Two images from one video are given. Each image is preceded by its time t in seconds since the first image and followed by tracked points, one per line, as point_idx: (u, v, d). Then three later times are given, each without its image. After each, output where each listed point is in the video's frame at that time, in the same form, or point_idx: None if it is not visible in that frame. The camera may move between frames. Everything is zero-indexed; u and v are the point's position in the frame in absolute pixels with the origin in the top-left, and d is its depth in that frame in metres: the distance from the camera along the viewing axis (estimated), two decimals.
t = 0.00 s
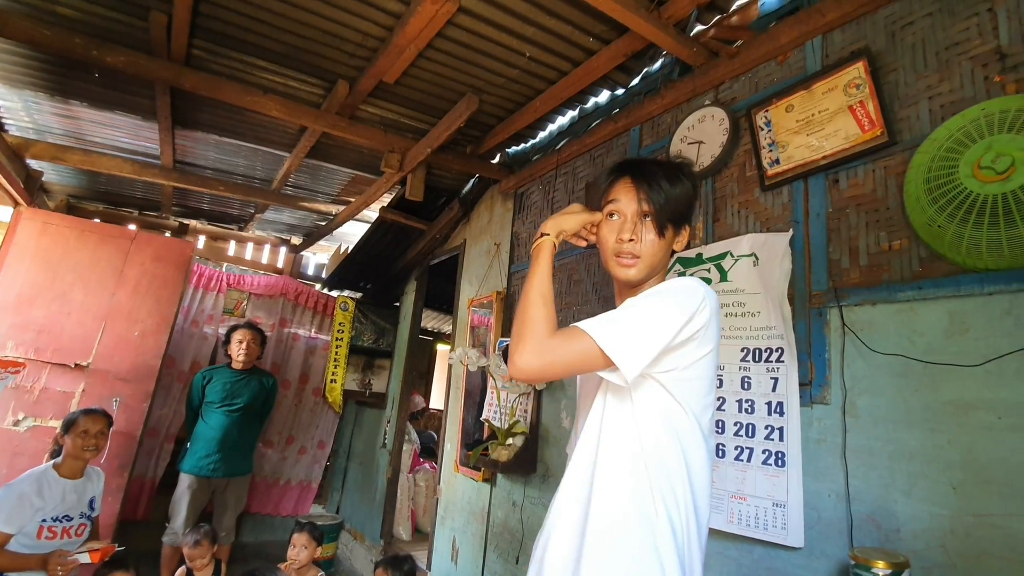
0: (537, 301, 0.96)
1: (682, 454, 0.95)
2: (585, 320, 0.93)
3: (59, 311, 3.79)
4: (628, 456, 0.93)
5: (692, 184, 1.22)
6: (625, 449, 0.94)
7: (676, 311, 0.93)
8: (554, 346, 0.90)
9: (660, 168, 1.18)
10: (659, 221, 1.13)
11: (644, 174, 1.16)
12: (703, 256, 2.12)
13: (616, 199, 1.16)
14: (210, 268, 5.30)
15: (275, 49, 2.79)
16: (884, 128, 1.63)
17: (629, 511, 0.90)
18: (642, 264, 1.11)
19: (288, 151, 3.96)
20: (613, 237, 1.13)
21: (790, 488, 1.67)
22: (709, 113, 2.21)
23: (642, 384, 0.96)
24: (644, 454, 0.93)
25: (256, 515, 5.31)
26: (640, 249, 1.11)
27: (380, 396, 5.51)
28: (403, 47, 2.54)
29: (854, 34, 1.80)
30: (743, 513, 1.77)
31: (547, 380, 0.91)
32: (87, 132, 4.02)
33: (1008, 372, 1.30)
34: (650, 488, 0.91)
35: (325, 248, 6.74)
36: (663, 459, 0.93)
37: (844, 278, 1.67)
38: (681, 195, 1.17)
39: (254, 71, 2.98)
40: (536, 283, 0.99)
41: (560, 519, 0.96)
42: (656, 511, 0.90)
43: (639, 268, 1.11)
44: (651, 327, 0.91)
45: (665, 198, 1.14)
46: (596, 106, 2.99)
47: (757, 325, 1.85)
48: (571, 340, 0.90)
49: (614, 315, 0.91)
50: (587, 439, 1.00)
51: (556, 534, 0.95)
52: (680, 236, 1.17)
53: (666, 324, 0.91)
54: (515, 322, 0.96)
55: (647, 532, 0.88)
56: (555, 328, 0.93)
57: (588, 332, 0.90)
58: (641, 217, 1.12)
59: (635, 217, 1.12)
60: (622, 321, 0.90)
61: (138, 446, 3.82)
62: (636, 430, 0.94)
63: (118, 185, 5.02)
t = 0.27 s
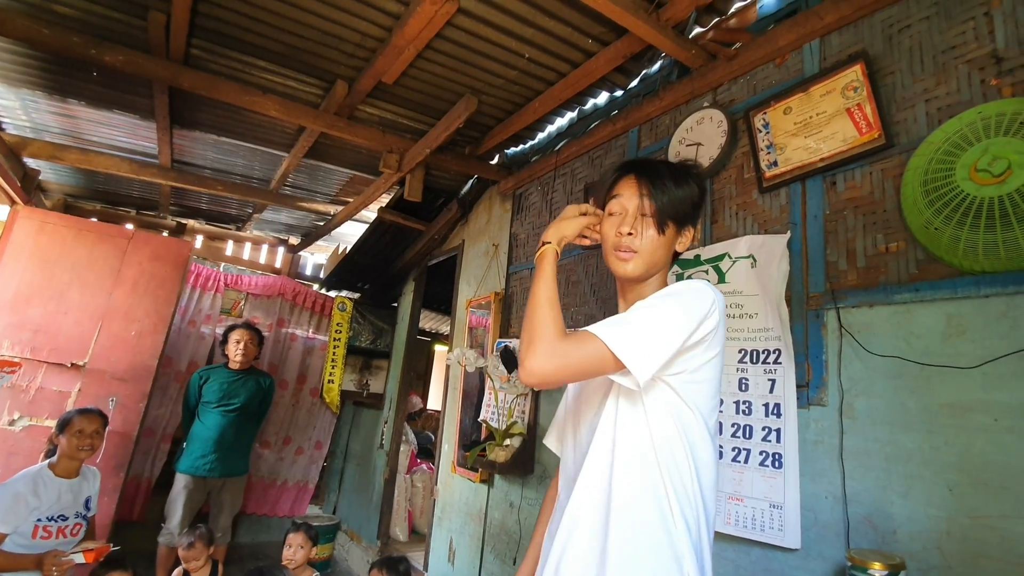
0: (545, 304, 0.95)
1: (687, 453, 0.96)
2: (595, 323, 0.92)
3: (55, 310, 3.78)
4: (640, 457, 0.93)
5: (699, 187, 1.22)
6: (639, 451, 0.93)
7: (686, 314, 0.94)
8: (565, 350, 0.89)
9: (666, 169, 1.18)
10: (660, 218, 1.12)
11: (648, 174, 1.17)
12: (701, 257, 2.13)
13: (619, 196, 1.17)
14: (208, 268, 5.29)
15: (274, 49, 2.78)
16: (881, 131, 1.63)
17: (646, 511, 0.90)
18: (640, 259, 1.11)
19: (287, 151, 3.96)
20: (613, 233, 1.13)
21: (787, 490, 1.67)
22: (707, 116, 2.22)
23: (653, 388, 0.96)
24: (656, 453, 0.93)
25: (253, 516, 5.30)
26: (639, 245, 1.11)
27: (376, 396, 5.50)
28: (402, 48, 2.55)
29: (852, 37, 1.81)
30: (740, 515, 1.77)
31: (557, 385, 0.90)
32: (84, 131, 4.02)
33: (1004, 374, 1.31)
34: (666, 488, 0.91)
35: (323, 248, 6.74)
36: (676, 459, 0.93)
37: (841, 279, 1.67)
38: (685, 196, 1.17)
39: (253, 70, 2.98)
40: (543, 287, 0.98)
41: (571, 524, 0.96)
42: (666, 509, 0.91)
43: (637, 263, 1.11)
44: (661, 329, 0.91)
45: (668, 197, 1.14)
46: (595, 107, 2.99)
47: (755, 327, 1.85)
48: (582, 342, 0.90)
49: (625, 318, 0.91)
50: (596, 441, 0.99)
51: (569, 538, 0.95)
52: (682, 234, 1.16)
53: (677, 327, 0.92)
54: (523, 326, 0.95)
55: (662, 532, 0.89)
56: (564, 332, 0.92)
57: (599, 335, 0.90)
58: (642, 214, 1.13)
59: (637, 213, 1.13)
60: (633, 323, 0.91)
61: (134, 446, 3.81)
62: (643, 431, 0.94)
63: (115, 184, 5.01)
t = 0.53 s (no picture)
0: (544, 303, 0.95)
1: (691, 458, 0.96)
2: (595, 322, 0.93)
3: (52, 310, 3.77)
4: (641, 462, 0.93)
5: (690, 185, 1.23)
6: (637, 452, 0.94)
7: (687, 316, 0.95)
8: (565, 347, 0.89)
9: (655, 170, 1.19)
10: (650, 218, 1.13)
11: (636, 176, 1.18)
12: (698, 260, 2.14)
13: (609, 201, 1.19)
14: (206, 268, 5.28)
15: (273, 50, 2.79)
16: (877, 134, 1.65)
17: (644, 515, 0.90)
18: (634, 260, 1.12)
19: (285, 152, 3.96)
20: (605, 238, 1.14)
21: (785, 492, 1.67)
22: (705, 118, 2.23)
23: (653, 388, 0.97)
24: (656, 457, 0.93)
25: (250, 517, 5.29)
26: (631, 246, 1.12)
27: (376, 397, 5.40)
28: (401, 49, 2.55)
29: (849, 41, 1.82)
30: (737, 516, 1.78)
31: (557, 381, 0.90)
32: (82, 131, 4.01)
33: (1000, 376, 1.32)
34: (663, 490, 0.92)
35: (321, 249, 6.73)
36: (677, 462, 0.94)
37: (838, 282, 1.68)
38: (676, 194, 1.17)
39: (252, 71, 2.98)
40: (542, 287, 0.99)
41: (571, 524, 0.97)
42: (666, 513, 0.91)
43: (631, 264, 1.12)
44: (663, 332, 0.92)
45: (657, 197, 1.15)
46: (594, 109, 3.00)
47: (752, 329, 1.86)
48: (583, 339, 0.90)
49: (625, 318, 0.92)
50: (595, 442, 1.00)
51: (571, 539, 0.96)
52: (677, 231, 1.16)
53: (678, 329, 0.92)
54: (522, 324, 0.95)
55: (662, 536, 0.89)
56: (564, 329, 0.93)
57: (600, 333, 0.90)
58: (632, 214, 1.14)
59: (626, 215, 1.14)
60: (633, 323, 0.91)
61: (131, 447, 3.80)
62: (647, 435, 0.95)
63: (113, 184, 5.00)
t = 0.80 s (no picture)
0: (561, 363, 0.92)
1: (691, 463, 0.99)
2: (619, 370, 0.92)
3: (51, 311, 3.77)
4: (648, 470, 0.96)
5: (683, 188, 1.24)
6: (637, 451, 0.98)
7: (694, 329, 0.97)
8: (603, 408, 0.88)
9: (645, 176, 1.22)
10: (639, 223, 1.16)
11: (626, 182, 1.22)
12: (697, 260, 2.14)
13: (601, 210, 1.23)
14: (205, 268, 5.28)
15: (273, 51, 2.79)
16: (876, 135, 1.65)
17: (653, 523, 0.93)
18: (624, 263, 1.14)
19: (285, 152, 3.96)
20: (597, 246, 1.18)
21: (784, 493, 1.67)
22: (704, 119, 2.23)
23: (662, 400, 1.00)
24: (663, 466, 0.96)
25: (249, 518, 5.28)
26: (620, 251, 1.15)
27: (375, 398, 5.44)
28: (401, 50, 2.56)
29: (848, 42, 1.82)
30: (736, 517, 1.78)
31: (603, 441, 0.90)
32: (82, 131, 4.01)
33: (998, 377, 1.32)
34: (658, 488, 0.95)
35: (321, 249, 6.73)
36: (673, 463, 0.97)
37: (836, 283, 1.69)
38: (667, 197, 1.19)
39: (251, 71, 2.98)
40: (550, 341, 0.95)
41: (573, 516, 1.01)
42: (674, 521, 0.95)
43: (621, 267, 1.14)
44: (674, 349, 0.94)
45: (646, 202, 1.17)
46: (593, 110, 3.00)
47: (752, 330, 1.86)
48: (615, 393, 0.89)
49: (645, 354, 0.92)
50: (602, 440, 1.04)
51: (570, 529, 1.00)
52: (669, 233, 1.18)
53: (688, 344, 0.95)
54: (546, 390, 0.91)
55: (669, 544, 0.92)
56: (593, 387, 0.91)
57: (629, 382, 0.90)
58: (620, 219, 1.17)
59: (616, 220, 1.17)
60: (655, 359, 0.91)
61: (130, 447, 3.80)
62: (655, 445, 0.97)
63: (113, 185, 5.00)
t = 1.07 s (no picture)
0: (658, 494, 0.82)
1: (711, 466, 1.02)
2: (704, 446, 0.88)
3: (50, 311, 3.76)
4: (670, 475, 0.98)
5: (695, 193, 1.25)
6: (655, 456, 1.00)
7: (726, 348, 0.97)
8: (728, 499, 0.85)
9: (659, 176, 1.24)
10: (646, 220, 1.18)
11: (641, 179, 1.24)
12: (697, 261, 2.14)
13: (613, 203, 1.25)
14: (205, 269, 5.28)
15: (273, 51, 2.79)
16: (876, 136, 1.65)
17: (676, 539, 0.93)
18: (626, 258, 1.18)
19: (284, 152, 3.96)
20: (603, 239, 1.22)
21: (783, 493, 1.68)
22: (704, 120, 2.23)
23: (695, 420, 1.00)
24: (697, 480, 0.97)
25: (248, 518, 5.28)
26: (624, 247, 1.18)
27: (375, 398, 5.44)
28: (401, 51, 2.56)
29: (847, 43, 1.82)
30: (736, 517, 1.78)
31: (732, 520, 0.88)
32: (81, 131, 4.01)
33: (998, 378, 1.32)
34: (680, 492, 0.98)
35: (320, 249, 6.73)
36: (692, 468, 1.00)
37: (836, 283, 1.69)
38: (675, 199, 1.21)
39: (251, 72, 2.97)
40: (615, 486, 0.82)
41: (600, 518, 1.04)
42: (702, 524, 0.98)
43: (622, 262, 1.18)
44: (718, 380, 0.93)
45: (655, 202, 1.20)
46: (593, 111, 3.01)
47: (751, 330, 1.87)
48: (717, 472, 0.86)
49: (716, 417, 0.89)
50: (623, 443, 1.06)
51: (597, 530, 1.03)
52: (675, 235, 1.19)
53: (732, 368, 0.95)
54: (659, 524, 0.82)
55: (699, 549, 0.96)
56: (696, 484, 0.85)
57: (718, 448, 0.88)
58: (630, 216, 1.20)
59: (626, 216, 1.20)
60: (719, 407, 0.90)
61: (130, 448, 3.80)
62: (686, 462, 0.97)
63: (112, 185, 5.00)
